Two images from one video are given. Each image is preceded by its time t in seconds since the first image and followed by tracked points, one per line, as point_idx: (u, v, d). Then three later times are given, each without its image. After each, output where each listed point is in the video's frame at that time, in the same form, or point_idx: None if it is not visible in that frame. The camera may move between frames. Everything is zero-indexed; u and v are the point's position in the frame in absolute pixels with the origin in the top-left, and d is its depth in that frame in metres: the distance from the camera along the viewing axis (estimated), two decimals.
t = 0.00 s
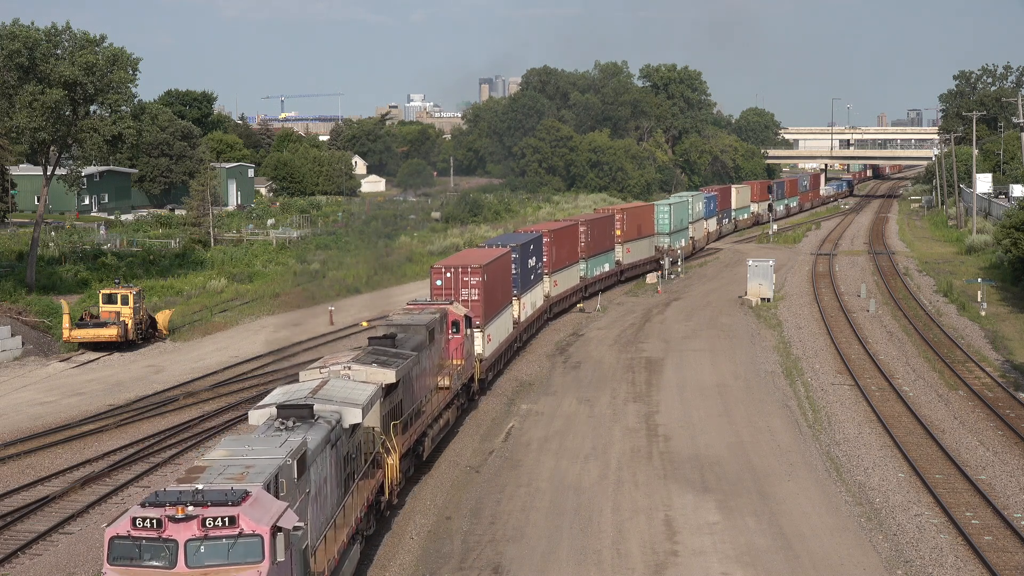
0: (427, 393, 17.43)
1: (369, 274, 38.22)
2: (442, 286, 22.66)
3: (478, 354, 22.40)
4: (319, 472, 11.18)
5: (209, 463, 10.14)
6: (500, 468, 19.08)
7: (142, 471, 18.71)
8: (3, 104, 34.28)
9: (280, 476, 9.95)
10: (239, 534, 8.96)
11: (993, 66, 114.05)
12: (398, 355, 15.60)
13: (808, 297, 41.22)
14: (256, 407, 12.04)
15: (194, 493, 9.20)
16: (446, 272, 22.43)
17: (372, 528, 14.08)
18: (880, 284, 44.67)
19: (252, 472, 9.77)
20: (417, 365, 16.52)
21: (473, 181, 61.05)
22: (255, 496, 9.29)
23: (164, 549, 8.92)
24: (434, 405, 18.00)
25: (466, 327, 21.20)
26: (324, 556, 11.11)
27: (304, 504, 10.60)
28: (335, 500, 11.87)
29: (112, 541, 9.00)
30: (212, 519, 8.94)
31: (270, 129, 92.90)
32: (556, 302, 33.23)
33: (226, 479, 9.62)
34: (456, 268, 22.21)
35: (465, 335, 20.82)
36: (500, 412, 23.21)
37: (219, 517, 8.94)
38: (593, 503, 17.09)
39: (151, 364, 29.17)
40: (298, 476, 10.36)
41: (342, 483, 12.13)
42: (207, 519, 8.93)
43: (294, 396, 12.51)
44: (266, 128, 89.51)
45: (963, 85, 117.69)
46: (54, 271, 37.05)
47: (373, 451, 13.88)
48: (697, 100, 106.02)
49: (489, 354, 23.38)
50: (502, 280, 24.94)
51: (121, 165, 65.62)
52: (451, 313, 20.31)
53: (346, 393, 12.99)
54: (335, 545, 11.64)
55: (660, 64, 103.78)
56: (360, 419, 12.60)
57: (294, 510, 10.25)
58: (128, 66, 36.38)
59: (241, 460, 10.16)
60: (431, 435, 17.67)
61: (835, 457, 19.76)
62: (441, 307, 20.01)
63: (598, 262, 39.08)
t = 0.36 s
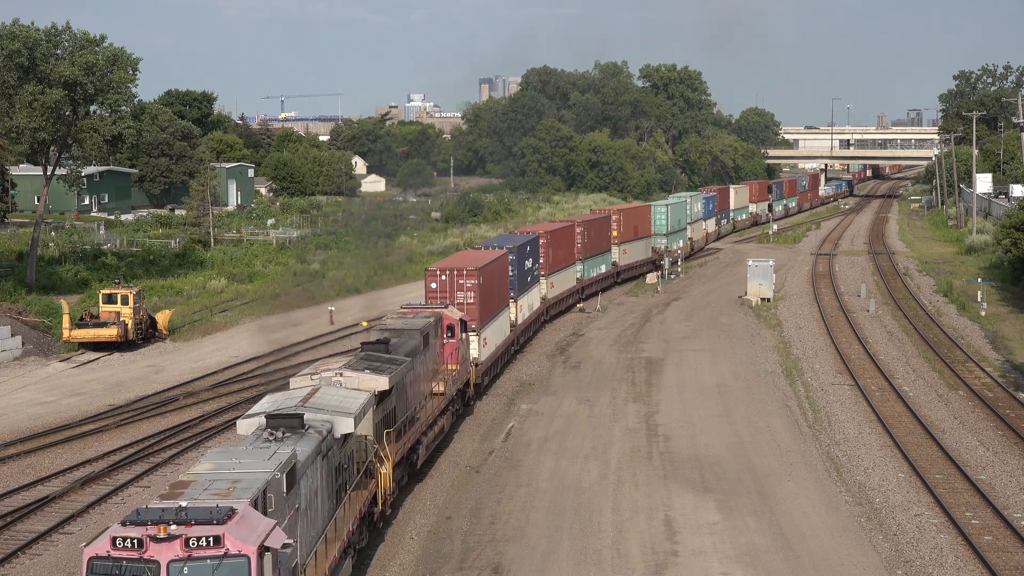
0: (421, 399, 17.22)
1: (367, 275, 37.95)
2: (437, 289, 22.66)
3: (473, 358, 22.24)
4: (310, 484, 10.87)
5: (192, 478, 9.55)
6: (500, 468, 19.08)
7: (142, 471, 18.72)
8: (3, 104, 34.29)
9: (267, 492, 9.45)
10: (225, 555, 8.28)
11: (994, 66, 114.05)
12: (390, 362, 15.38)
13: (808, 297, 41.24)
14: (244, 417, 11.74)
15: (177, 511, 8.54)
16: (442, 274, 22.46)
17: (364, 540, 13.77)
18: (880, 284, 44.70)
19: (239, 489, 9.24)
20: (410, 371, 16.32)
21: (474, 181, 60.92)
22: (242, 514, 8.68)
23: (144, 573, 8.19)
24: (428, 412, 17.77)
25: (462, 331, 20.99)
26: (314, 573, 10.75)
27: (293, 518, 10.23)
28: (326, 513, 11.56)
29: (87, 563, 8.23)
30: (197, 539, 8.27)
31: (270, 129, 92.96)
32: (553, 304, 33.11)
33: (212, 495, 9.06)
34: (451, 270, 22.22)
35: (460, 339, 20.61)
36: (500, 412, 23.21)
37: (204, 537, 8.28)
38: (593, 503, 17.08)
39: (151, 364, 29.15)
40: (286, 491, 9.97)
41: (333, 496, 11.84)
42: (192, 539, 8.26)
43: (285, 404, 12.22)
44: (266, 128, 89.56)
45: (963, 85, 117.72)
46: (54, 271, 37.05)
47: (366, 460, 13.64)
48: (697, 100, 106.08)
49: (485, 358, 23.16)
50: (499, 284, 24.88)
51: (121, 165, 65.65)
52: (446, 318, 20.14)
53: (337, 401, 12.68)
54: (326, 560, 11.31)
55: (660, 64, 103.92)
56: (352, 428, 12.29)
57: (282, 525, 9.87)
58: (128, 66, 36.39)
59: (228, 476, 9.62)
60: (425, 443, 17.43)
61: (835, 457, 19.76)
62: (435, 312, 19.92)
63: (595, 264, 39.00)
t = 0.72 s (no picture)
0: (415, 406, 17.00)
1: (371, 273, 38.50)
2: (432, 293, 22.49)
3: (468, 363, 22.03)
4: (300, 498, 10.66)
5: (177, 494, 9.33)
6: (500, 468, 19.08)
7: (142, 471, 18.72)
8: (3, 104, 34.29)
9: (254, 508, 9.22)
10: None
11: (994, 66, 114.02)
12: (383, 367, 15.14)
13: (808, 297, 41.24)
14: (232, 428, 11.50)
15: (159, 531, 8.28)
16: (437, 277, 22.27)
17: (356, 553, 13.52)
18: (880, 284, 44.68)
19: (224, 505, 9.01)
20: (404, 377, 16.06)
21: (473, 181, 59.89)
22: (227, 533, 8.41)
23: None
24: (422, 419, 17.53)
25: (457, 336, 20.81)
26: None
27: (281, 534, 10.01)
28: (315, 529, 11.32)
29: None
30: (179, 560, 8.01)
31: (270, 128, 92.99)
32: (549, 307, 32.82)
33: (196, 512, 8.82)
34: (446, 272, 22.08)
35: (455, 343, 20.38)
36: (500, 412, 23.21)
37: (186, 558, 8.01)
38: (593, 503, 17.08)
39: (151, 364, 29.17)
40: (275, 506, 9.74)
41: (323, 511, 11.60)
42: (173, 560, 8.01)
43: (273, 414, 11.99)
44: (266, 128, 89.49)
45: (963, 85, 117.70)
46: (54, 271, 37.05)
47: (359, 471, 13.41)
48: (697, 100, 106.10)
49: (480, 363, 22.97)
50: (495, 287, 24.75)
51: (121, 165, 65.68)
52: (441, 321, 19.90)
53: (329, 410, 12.44)
54: None
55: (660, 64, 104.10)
56: (344, 438, 12.03)
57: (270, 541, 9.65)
58: (128, 66, 36.40)
59: (214, 491, 9.39)
60: (419, 451, 17.19)
61: (835, 457, 19.76)
62: (432, 316, 19.78)
63: (591, 266, 38.74)
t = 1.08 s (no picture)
0: (409, 412, 16.71)
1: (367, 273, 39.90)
2: (426, 295, 22.05)
3: (463, 367, 21.86)
4: (288, 512, 10.51)
5: (160, 511, 9.15)
6: (499, 468, 19.09)
7: (142, 471, 18.72)
8: (3, 104, 34.27)
9: (241, 526, 9.06)
10: None
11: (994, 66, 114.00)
12: (375, 375, 14.90)
13: (808, 297, 41.25)
14: (219, 438, 11.41)
15: (141, 551, 8.09)
16: (432, 280, 21.85)
17: (349, 567, 13.22)
18: (880, 284, 44.69)
19: (210, 523, 8.84)
20: (397, 384, 15.79)
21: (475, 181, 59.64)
22: (212, 553, 8.24)
23: None
24: (416, 425, 17.21)
25: (452, 341, 20.60)
26: None
27: (268, 550, 9.85)
28: (303, 544, 11.13)
29: None
30: None
31: (270, 129, 93.00)
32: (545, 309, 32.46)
33: (181, 530, 8.66)
34: (441, 276, 21.64)
35: (450, 348, 20.15)
36: (500, 412, 23.22)
37: None
38: (593, 502, 17.09)
39: (151, 364, 29.17)
40: (262, 523, 9.59)
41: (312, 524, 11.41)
42: None
43: (262, 424, 11.83)
44: (266, 128, 89.44)
45: (963, 85, 117.68)
46: (54, 271, 37.05)
47: (350, 481, 13.16)
48: (697, 100, 106.10)
49: (476, 368, 22.82)
50: (491, 289, 24.43)
51: (121, 165, 65.68)
52: (435, 325, 19.70)
53: (320, 419, 12.29)
54: None
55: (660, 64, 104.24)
56: (335, 449, 11.87)
57: (256, 558, 9.49)
58: (128, 66, 36.39)
59: (200, 508, 9.24)
60: (415, 458, 16.87)
61: (834, 457, 19.77)
62: (423, 319, 19.30)
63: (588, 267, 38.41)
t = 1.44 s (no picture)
0: (403, 419, 16.27)
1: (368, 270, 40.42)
2: (421, 298, 21.97)
3: (459, 372, 21.51)
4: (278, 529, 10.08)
5: (141, 530, 8.73)
6: (500, 468, 19.08)
7: (142, 472, 18.72)
8: (3, 104, 34.27)
9: (227, 547, 8.64)
10: None
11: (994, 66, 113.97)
12: (368, 381, 14.42)
13: (808, 297, 41.25)
14: (206, 449, 11.07)
15: None
16: (427, 283, 21.81)
17: None
18: (880, 284, 44.70)
19: (193, 544, 8.43)
20: (391, 391, 15.33)
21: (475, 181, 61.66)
22: None
23: None
24: (410, 433, 16.76)
25: (447, 345, 20.19)
26: None
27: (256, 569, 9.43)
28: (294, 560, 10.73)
29: None
30: None
31: (270, 129, 93.04)
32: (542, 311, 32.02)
33: (162, 552, 8.24)
34: (436, 278, 21.55)
35: (444, 353, 19.73)
36: (500, 412, 23.22)
37: None
38: (593, 503, 17.09)
39: (151, 364, 29.16)
40: (250, 541, 9.16)
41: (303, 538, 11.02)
42: None
43: (251, 435, 11.41)
44: (266, 128, 89.43)
45: (963, 85, 117.66)
46: (54, 271, 37.06)
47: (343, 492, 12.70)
48: (697, 100, 106.11)
49: (472, 373, 22.40)
50: (487, 292, 24.19)
51: (121, 165, 65.69)
52: (429, 330, 19.20)
53: (310, 430, 11.85)
54: None
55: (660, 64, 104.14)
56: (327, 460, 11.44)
57: None
58: (128, 66, 36.40)
59: (184, 526, 8.83)
60: (408, 467, 16.39)
61: (835, 457, 19.76)
62: (421, 325, 19.25)
63: (585, 268, 38.22)
